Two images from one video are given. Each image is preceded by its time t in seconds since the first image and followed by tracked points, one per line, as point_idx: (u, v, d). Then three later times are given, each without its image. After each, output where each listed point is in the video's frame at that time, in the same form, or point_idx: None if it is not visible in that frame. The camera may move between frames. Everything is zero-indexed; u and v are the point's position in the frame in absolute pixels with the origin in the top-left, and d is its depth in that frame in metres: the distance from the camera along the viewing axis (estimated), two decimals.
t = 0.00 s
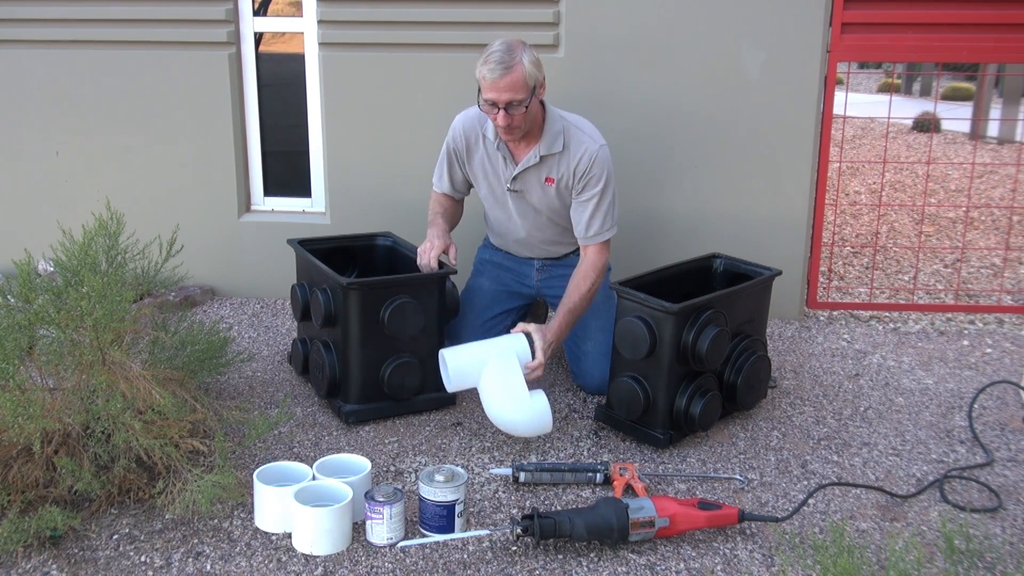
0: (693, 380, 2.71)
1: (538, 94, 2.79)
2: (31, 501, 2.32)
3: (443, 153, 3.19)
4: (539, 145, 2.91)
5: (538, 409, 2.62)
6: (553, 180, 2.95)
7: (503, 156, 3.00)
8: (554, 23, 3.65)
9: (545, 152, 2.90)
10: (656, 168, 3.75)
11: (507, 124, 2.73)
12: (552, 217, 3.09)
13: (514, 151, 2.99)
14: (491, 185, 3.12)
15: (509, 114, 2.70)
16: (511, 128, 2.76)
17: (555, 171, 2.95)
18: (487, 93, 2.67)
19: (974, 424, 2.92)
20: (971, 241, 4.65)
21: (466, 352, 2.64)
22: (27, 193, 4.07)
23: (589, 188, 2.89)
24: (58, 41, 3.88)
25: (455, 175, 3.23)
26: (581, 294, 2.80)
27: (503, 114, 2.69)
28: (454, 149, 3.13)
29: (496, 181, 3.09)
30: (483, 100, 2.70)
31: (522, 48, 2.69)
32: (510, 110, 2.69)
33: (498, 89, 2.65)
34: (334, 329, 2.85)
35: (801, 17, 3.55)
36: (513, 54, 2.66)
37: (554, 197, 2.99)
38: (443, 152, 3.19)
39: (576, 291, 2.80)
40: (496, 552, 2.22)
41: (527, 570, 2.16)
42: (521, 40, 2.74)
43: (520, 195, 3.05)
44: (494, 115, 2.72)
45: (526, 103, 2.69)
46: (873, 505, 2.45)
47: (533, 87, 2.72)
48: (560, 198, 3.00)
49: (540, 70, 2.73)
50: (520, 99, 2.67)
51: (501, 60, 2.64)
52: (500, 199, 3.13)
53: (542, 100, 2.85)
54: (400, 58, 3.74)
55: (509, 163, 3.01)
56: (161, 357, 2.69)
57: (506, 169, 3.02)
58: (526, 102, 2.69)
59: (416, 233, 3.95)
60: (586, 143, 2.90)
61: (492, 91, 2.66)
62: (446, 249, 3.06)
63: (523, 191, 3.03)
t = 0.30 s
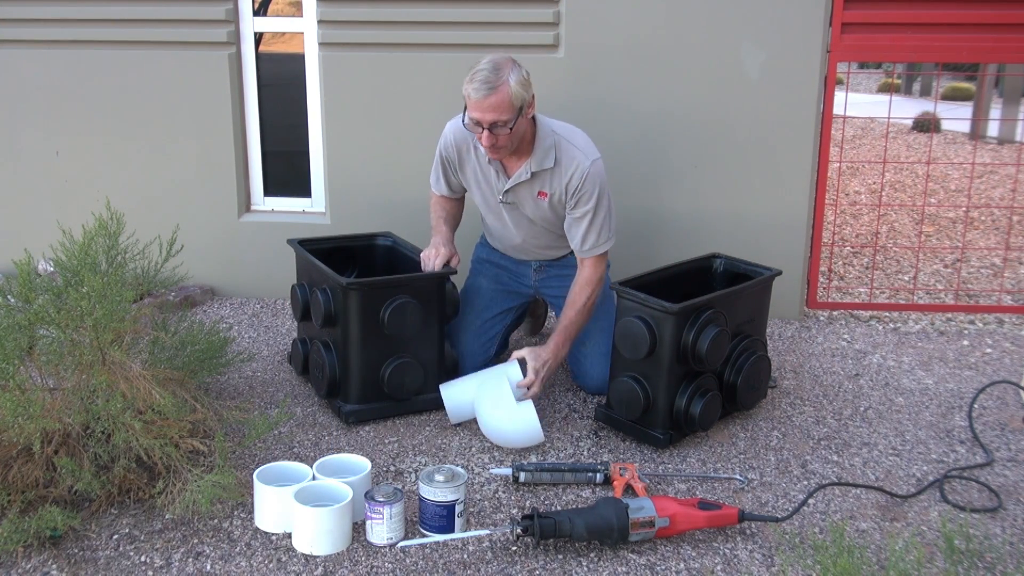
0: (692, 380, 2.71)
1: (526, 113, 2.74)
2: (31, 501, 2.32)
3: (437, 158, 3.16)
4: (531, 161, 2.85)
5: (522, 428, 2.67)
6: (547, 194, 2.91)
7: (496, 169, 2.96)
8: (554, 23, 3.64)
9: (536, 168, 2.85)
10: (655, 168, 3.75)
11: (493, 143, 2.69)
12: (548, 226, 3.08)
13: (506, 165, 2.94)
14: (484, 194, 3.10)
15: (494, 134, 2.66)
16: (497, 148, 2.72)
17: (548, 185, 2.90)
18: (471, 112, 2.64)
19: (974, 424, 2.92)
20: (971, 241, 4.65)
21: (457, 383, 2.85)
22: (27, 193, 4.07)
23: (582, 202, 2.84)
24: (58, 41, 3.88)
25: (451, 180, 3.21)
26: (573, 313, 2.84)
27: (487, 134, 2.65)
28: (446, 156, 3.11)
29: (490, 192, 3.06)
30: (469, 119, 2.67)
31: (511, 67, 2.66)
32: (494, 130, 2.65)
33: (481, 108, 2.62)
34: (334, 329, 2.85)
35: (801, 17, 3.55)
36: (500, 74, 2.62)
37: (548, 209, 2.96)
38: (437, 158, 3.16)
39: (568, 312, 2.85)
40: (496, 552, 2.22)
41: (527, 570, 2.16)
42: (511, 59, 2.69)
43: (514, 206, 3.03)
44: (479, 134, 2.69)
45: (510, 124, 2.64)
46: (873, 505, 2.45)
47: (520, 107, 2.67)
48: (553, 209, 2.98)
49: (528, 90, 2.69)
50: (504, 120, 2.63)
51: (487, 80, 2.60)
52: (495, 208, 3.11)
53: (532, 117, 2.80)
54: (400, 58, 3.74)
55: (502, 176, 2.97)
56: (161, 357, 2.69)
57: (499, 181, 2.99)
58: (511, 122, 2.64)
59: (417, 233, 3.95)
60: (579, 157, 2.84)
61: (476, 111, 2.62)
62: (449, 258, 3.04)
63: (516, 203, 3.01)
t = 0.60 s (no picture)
0: (693, 380, 2.71)
1: (503, 123, 2.72)
2: (31, 501, 2.32)
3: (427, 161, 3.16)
4: (512, 170, 2.84)
5: (523, 422, 2.72)
6: (532, 202, 2.90)
7: (481, 177, 2.95)
8: (554, 23, 3.64)
9: (519, 177, 2.83)
10: (655, 169, 3.75)
11: (469, 155, 2.68)
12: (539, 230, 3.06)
13: (490, 173, 2.93)
14: (472, 200, 3.09)
15: (468, 145, 2.65)
16: (473, 158, 2.70)
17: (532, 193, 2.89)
18: (446, 125, 2.64)
19: (974, 424, 2.92)
20: (971, 241, 4.65)
21: (467, 381, 2.93)
22: (27, 193, 4.07)
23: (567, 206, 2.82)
24: (58, 41, 3.88)
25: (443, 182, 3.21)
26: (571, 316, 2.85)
27: (461, 144, 2.64)
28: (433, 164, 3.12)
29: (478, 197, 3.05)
30: (444, 132, 2.67)
31: (484, 78, 2.65)
32: (469, 141, 2.64)
33: (455, 120, 2.62)
34: (334, 329, 2.85)
35: (801, 17, 3.55)
36: (472, 84, 2.61)
37: (535, 216, 2.95)
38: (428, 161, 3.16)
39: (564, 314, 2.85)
40: (496, 552, 2.22)
41: (527, 570, 2.16)
42: (485, 69, 2.68)
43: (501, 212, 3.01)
44: (455, 145, 2.68)
45: (484, 135, 2.63)
46: (873, 505, 2.45)
47: (495, 118, 2.65)
48: (540, 215, 2.96)
49: (502, 100, 2.67)
50: (478, 131, 2.62)
51: (458, 90, 2.60)
52: (483, 213, 3.11)
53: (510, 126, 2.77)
54: (400, 58, 3.74)
55: (486, 184, 2.96)
56: (161, 357, 2.69)
57: (484, 189, 2.98)
58: (485, 134, 2.63)
59: (416, 233, 3.95)
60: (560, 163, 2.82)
61: (449, 121, 2.62)
62: (448, 258, 3.04)
63: (504, 210, 3.00)
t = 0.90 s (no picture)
0: (693, 380, 2.71)
1: (458, 140, 2.62)
2: (31, 501, 2.32)
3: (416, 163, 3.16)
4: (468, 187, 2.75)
5: (522, 422, 2.72)
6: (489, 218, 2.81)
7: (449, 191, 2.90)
8: (554, 23, 3.64)
9: (473, 194, 2.75)
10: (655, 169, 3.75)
11: (424, 175, 2.62)
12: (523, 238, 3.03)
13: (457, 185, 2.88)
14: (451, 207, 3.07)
15: (421, 167, 2.58)
16: (429, 177, 2.64)
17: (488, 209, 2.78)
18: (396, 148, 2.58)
19: (974, 424, 2.92)
20: (971, 241, 4.65)
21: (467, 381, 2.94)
22: (27, 193, 4.07)
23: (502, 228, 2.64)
24: (57, 41, 3.88)
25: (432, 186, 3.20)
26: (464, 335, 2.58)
27: (414, 167, 2.58)
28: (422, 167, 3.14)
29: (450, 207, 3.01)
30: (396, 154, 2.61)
31: (432, 98, 2.54)
32: (419, 163, 2.57)
33: (403, 143, 2.54)
34: (334, 329, 2.85)
35: (801, 17, 3.55)
36: (419, 106, 2.52)
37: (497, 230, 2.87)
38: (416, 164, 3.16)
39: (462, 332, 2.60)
40: (496, 553, 2.22)
41: (527, 571, 2.16)
42: (435, 88, 2.57)
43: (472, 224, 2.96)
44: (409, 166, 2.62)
45: (434, 156, 2.56)
46: (873, 505, 2.45)
47: (446, 138, 2.56)
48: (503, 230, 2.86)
49: (453, 119, 2.57)
50: (427, 153, 2.54)
51: (405, 114, 2.51)
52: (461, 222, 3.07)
53: (466, 142, 2.66)
54: (400, 58, 3.74)
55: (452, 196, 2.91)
56: (161, 356, 2.69)
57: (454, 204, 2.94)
58: (436, 154, 2.56)
59: (416, 232, 3.95)
60: (508, 184, 2.67)
61: (399, 145, 2.55)
62: (446, 259, 3.04)
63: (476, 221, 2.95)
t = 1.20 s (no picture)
0: (693, 380, 2.71)
1: (420, 161, 2.54)
2: (31, 501, 2.32)
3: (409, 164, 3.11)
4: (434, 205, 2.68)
5: (523, 422, 2.72)
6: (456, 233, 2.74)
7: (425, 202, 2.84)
8: (554, 23, 3.64)
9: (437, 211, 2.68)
10: (654, 169, 3.76)
11: (388, 198, 2.57)
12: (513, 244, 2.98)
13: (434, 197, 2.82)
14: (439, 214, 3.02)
15: (382, 191, 2.52)
16: (393, 200, 2.58)
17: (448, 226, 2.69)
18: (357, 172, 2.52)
19: (974, 424, 2.92)
20: (971, 241, 4.66)
21: (466, 381, 2.94)
22: (27, 193, 4.07)
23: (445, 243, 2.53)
24: (57, 41, 3.88)
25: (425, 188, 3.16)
26: (389, 351, 2.39)
27: (376, 191, 2.52)
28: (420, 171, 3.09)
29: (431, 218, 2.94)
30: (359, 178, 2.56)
31: (389, 120, 2.48)
32: (380, 188, 2.51)
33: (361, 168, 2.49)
34: (334, 329, 2.85)
35: (801, 17, 3.55)
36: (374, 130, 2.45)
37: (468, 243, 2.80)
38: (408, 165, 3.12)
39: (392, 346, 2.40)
40: (496, 552, 2.22)
41: (527, 570, 2.16)
42: (392, 110, 2.50)
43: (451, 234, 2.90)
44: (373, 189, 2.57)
45: (393, 178, 2.49)
46: (873, 505, 2.45)
47: (405, 159, 2.49)
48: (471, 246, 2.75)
49: (411, 141, 2.48)
50: (386, 176, 2.48)
51: (362, 139, 2.45)
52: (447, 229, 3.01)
53: (429, 162, 2.58)
54: (400, 58, 3.74)
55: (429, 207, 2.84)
56: (161, 357, 2.69)
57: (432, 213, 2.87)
58: (395, 177, 2.49)
59: (416, 232, 3.95)
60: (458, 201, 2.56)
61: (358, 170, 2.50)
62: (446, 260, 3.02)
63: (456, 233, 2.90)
